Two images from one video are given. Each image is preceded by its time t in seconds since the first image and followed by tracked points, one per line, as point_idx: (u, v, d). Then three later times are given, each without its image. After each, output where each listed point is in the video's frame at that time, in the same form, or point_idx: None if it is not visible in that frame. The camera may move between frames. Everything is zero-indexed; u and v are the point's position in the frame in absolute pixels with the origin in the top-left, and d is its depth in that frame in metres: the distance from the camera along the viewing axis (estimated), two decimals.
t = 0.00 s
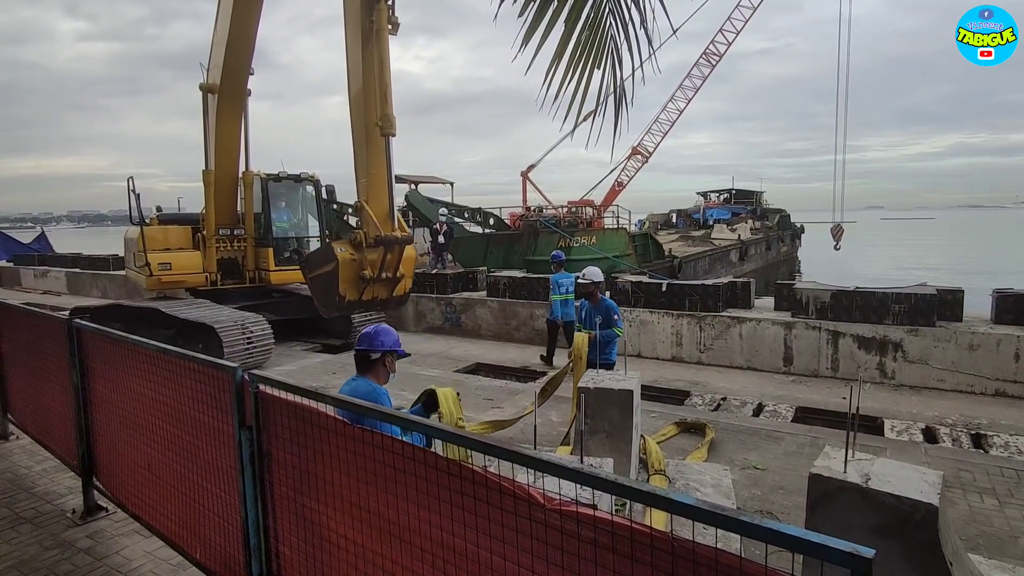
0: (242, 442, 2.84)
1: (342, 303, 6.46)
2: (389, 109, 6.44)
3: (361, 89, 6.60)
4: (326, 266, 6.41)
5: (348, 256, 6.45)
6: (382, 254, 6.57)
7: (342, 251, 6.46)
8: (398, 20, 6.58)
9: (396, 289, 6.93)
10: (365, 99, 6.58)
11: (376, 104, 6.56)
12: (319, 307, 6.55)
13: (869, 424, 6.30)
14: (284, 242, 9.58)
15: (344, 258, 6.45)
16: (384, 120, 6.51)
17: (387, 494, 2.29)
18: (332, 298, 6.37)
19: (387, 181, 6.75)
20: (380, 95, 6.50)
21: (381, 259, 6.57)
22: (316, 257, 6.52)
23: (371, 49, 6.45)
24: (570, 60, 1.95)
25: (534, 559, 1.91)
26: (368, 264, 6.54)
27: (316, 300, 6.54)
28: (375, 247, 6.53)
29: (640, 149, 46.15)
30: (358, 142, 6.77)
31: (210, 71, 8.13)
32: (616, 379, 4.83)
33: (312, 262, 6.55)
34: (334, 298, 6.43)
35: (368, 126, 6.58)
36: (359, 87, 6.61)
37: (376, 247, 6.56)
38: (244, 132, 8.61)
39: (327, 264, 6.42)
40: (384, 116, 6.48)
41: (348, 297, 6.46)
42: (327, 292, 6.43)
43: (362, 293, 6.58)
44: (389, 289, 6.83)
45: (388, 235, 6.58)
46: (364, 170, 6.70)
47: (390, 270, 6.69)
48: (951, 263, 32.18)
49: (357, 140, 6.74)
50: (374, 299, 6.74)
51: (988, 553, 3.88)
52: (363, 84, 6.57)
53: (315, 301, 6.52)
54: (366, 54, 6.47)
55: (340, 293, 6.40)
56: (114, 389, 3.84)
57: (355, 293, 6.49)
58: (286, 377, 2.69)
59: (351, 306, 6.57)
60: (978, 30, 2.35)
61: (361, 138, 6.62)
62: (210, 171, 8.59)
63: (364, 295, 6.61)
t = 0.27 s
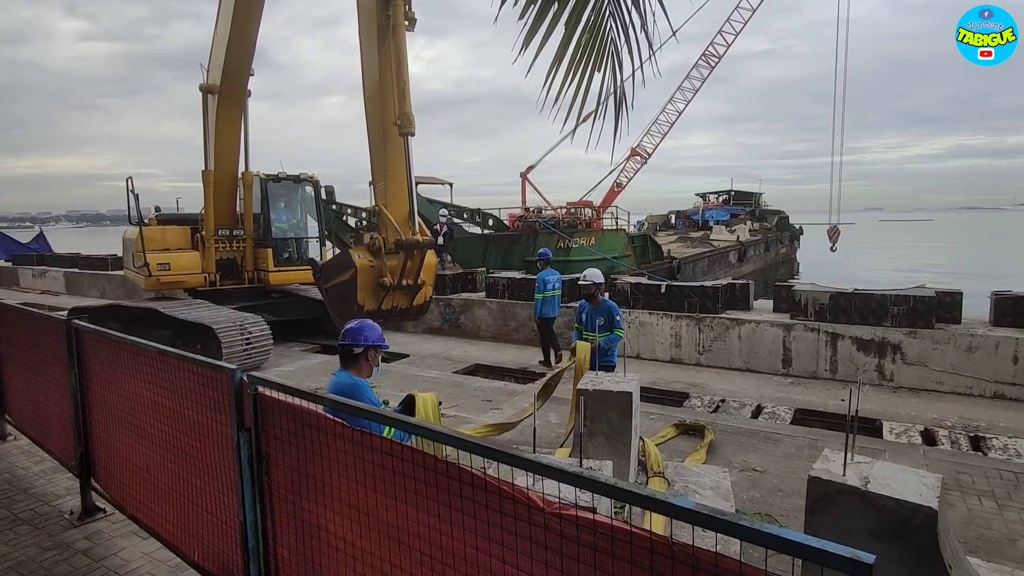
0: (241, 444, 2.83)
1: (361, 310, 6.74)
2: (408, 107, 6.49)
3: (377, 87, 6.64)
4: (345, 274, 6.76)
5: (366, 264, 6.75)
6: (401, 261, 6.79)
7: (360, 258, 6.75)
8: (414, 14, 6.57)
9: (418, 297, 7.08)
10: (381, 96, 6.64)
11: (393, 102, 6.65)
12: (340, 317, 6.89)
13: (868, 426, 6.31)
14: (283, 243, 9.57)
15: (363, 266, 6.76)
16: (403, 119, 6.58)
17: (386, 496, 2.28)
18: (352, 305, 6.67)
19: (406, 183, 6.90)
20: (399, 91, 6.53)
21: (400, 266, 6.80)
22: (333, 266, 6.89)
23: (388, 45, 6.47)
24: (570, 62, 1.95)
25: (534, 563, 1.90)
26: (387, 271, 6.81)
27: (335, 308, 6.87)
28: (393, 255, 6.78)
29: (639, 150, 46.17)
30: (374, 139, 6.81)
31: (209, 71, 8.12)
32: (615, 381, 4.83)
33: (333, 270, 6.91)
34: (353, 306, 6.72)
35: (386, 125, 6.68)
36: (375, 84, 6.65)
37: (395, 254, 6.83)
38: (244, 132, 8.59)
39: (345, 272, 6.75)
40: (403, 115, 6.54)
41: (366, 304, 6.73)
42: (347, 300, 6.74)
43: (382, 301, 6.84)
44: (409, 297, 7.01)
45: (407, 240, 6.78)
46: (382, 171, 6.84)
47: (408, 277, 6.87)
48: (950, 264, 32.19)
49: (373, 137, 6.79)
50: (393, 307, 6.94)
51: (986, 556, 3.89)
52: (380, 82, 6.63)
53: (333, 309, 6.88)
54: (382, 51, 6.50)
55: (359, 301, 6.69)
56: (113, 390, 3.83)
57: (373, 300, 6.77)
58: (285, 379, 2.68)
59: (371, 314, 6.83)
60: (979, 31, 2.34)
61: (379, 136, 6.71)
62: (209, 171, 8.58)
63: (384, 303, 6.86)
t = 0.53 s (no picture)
0: (235, 445, 2.82)
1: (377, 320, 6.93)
2: (423, 108, 6.29)
3: (391, 90, 6.74)
4: (360, 284, 6.93)
5: (382, 273, 6.94)
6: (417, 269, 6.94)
7: (376, 267, 6.95)
8: (429, 13, 6.53)
9: (436, 306, 7.22)
10: (394, 98, 6.72)
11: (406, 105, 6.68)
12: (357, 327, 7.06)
13: (863, 427, 6.32)
14: (279, 243, 9.55)
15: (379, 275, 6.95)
16: (419, 121, 6.41)
17: (381, 498, 2.27)
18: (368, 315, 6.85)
19: (422, 187, 6.88)
20: (414, 92, 6.31)
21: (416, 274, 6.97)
22: (349, 276, 7.09)
23: (401, 45, 6.37)
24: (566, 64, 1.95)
25: (529, 566, 1.90)
26: (404, 279, 6.99)
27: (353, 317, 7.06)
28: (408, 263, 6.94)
29: (636, 151, 46.21)
30: (389, 142, 6.91)
31: (206, 71, 8.10)
32: (611, 382, 4.82)
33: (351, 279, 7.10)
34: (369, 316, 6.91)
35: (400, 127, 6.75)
36: (389, 87, 6.74)
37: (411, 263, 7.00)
38: (241, 131, 8.56)
39: (360, 282, 6.93)
40: (418, 116, 6.37)
41: (382, 314, 6.90)
42: (364, 309, 6.92)
43: (398, 311, 7.01)
44: (426, 306, 7.16)
45: (423, 247, 6.80)
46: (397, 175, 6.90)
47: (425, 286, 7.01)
48: (946, 266, 32.29)
49: (388, 141, 6.92)
50: (410, 317, 7.10)
51: (980, 557, 3.89)
52: (393, 85, 6.72)
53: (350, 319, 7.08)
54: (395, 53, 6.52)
55: (375, 310, 6.88)
56: (106, 391, 3.81)
57: (389, 309, 6.94)
58: (280, 380, 2.67)
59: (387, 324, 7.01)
60: (978, 31, 2.34)
61: (394, 139, 6.80)
62: (206, 170, 8.55)
63: (400, 313, 7.03)
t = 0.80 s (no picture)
0: (228, 445, 2.81)
1: (386, 329, 6.10)
2: (433, 106, 5.96)
3: (399, 87, 6.15)
4: (370, 291, 6.11)
5: (392, 279, 6.11)
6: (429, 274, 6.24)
7: (384, 272, 6.09)
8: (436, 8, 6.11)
9: (447, 313, 6.55)
10: (401, 96, 6.17)
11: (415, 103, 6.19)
12: (362, 340, 6.13)
13: (856, 427, 6.34)
14: (274, 242, 9.50)
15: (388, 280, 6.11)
16: (428, 119, 6.08)
17: (374, 498, 2.27)
18: (378, 323, 6.04)
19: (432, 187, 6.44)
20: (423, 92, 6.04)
21: (428, 279, 6.24)
22: (354, 283, 6.21)
23: (408, 42, 5.99)
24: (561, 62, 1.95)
25: (522, 566, 1.89)
26: (415, 285, 6.22)
27: (357, 329, 6.16)
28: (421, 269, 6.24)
29: (631, 151, 46.28)
30: (397, 143, 6.31)
31: (200, 70, 8.06)
32: (605, 382, 4.83)
33: (354, 286, 6.23)
34: (379, 325, 6.09)
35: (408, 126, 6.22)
36: (396, 84, 6.15)
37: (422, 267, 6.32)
38: (235, 131, 8.52)
39: (369, 288, 6.09)
40: (427, 114, 6.05)
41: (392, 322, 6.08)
42: (371, 318, 6.10)
43: (408, 319, 6.23)
44: (437, 313, 6.47)
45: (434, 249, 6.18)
46: (405, 175, 6.36)
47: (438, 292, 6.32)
48: (939, 266, 32.45)
49: (395, 141, 6.32)
50: (421, 325, 6.36)
51: (972, 556, 3.92)
52: (401, 81, 6.15)
53: (355, 331, 6.17)
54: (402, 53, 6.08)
55: (384, 318, 6.06)
56: (98, 391, 3.79)
57: (399, 317, 6.14)
58: (273, 380, 2.66)
59: (397, 334, 6.18)
60: (978, 30, 2.36)
61: (402, 139, 6.24)
62: (200, 169, 8.51)
63: (410, 321, 6.25)
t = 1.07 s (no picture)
0: (221, 445, 2.80)
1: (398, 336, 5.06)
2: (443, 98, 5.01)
3: (408, 81, 5.28)
4: (378, 292, 5.05)
5: (403, 280, 5.06)
6: (445, 274, 5.20)
7: (395, 273, 5.06)
8: None
9: (459, 318, 5.46)
10: (411, 90, 5.28)
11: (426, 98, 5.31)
12: (367, 346, 5.13)
13: (849, 427, 6.37)
14: (267, 242, 9.49)
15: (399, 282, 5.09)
16: (437, 111, 5.11)
17: (369, 498, 2.26)
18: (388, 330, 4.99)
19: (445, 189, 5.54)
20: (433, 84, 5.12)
21: (444, 280, 5.20)
22: (359, 282, 5.12)
23: (416, 34, 5.01)
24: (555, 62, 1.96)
25: (517, 565, 1.90)
26: (428, 288, 5.19)
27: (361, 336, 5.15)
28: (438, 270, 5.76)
29: (626, 151, 46.35)
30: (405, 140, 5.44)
31: (194, 69, 8.03)
32: (600, 381, 4.83)
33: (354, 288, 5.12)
34: (388, 330, 5.03)
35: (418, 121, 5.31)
36: (404, 78, 5.28)
37: (436, 267, 5.25)
38: (229, 130, 8.49)
39: (377, 290, 5.05)
40: (437, 106, 5.07)
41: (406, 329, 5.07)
42: (379, 323, 5.04)
43: (420, 324, 5.17)
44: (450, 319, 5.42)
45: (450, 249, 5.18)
46: (415, 174, 5.46)
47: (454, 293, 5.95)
48: (931, 267, 32.62)
49: (403, 138, 5.43)
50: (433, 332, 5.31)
51: (963, 554, 3.94)
52: (410, 74, 5.27)
53: (358, 337, 5.13)
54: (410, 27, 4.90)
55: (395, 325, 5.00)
56: (91, 391, 3.77)
57: (412, 324, 5.10)
58: (267, 380, 2.65)
59: (407, 341, 5.12)
60: (978, 30, 2.38)
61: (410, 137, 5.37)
62: (194, 168, 8.48)
63: (421, 327, 5.19)
